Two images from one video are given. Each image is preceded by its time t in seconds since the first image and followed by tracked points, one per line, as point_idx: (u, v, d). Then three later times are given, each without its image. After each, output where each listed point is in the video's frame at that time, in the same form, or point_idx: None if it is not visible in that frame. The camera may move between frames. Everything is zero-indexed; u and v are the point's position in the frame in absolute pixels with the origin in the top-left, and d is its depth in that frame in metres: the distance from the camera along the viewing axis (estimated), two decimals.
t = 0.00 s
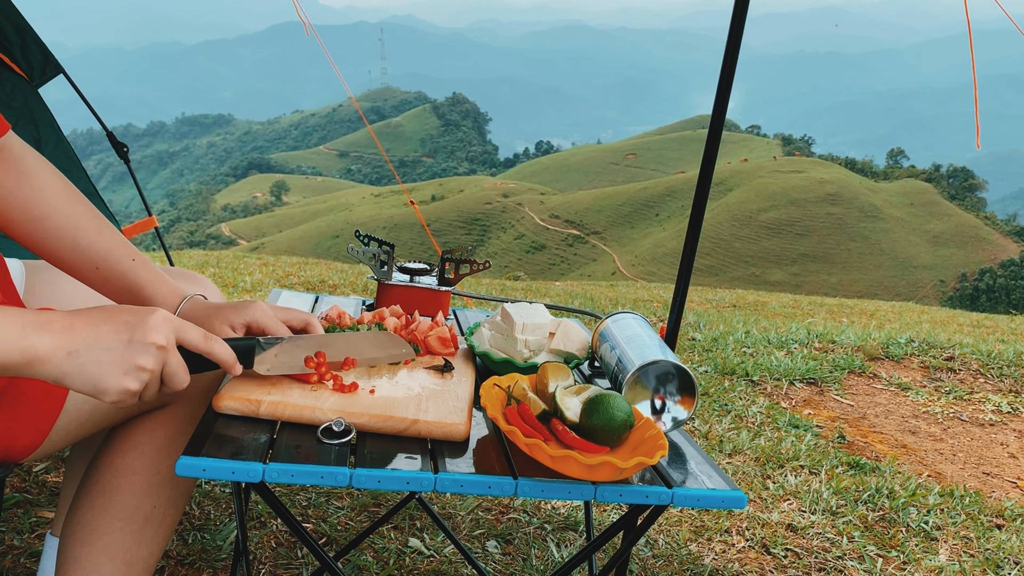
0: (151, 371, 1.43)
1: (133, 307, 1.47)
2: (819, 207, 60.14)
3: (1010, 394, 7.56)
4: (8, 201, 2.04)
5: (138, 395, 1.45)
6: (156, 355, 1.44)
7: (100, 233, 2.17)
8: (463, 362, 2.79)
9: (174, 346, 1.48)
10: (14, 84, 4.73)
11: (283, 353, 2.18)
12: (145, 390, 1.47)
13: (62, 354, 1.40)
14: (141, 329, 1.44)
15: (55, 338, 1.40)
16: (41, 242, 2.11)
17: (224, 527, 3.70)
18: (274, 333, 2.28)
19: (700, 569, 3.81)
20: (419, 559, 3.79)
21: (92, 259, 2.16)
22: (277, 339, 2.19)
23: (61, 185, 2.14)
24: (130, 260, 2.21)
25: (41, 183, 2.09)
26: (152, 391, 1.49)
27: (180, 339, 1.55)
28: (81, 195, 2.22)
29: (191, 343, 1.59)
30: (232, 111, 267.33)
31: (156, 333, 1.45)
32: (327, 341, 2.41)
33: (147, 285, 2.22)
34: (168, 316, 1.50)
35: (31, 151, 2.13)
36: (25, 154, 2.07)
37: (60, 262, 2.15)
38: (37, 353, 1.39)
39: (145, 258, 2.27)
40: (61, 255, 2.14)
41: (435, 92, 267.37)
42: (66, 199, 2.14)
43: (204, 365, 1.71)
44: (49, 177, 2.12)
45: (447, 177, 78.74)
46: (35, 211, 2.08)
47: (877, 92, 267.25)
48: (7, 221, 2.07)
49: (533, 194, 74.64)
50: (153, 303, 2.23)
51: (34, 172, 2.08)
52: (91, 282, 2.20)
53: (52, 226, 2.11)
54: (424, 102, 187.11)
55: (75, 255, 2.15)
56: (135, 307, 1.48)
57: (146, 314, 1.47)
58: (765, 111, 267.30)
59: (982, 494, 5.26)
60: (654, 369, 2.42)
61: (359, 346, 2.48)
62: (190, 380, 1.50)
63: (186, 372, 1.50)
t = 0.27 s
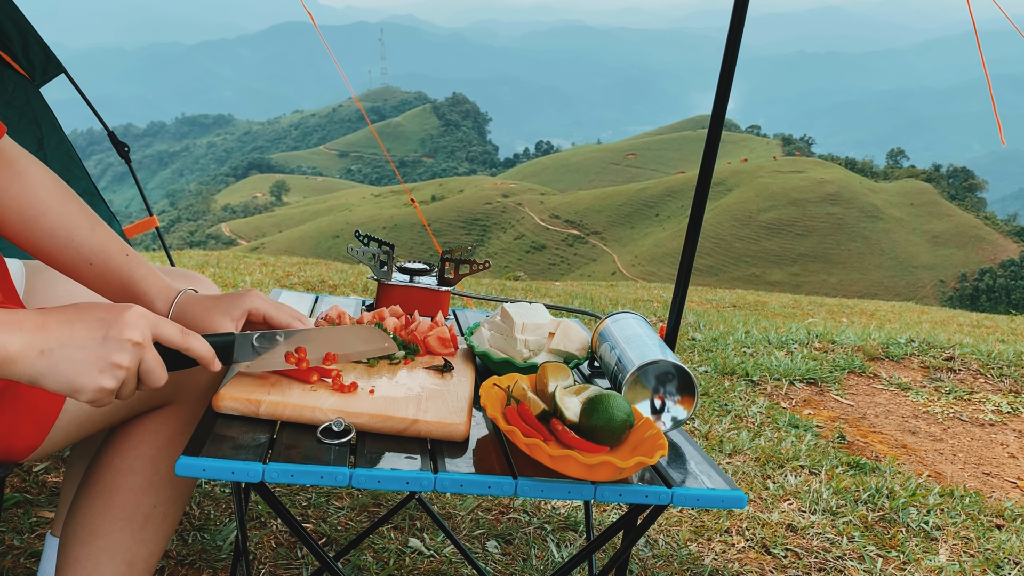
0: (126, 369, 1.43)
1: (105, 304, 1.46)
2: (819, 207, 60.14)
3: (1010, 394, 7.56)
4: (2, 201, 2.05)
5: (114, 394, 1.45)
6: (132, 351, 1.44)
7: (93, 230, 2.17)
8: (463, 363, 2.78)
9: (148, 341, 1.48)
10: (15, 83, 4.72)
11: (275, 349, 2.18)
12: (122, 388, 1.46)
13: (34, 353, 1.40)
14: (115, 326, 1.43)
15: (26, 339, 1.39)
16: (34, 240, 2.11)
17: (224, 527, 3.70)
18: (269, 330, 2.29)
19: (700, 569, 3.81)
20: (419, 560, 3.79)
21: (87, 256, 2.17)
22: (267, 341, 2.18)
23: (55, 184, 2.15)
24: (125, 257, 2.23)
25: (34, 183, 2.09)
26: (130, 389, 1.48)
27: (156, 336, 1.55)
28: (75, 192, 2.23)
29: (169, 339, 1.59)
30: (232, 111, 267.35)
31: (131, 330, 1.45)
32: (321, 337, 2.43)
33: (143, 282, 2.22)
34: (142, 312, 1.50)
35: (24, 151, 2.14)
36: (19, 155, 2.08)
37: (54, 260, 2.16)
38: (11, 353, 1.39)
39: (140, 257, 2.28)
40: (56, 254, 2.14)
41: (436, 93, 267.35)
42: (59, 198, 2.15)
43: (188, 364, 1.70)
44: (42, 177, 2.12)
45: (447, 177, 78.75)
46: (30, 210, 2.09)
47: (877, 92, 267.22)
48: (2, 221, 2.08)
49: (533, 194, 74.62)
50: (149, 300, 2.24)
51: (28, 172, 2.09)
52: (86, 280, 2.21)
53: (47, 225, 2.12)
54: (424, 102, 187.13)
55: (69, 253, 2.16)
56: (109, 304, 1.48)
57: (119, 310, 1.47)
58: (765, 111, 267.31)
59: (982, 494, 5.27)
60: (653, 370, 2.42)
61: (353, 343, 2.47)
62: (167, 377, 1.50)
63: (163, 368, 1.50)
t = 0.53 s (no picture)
0: (110, 362, 1.41)
1: (88, 298, 1.46)
2: (819, 207, 60.10)
3: (1010, 394, 7.55)
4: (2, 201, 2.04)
5: (97, 389, 1.43)
6: (115, 345, 1.43)
7: (92, 230, 2.17)
8: (463, 363, 2.79)
9: (131, 337, 1.47)
10: (17, 82, 4.72)
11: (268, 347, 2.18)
12: (105, 383, 1.45)
13: (15, 347, 1.38)
14: (97, 319, 1.43)
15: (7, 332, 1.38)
16: (35, 244, 2.11)
17: (224, 527, 3.70)
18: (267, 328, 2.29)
19: (700, 569, 3.81)
20: (419, 559, 3.79)
21: (87, 256, 2.16)
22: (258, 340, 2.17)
23: (53, 184, 2.14)
24: (125, 258, 2.23)
25: (32, 184, 2.08)
26: (113, 385, 1.47)
27: (138, 332, 1.53)
28: (74, 193, 2.22)
29: (152, 334, 1.58)
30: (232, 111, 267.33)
31: (114, 321, 1.44)
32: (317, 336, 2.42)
33: (142, 281, 2.22)
34: (124, 307, 1.49)
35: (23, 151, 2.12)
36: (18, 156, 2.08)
37: (55, 263, 2.15)
38: None
39: (139, 257, 2.27)
40: (54, 255, 2.14)
41: (435, 92, 267.33)
42: (58, 198, 2.14)
43: (175, 361, 1.68)
44: (40, 177, 2.12)
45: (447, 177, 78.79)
46: (30, 209, 2.08)
47: (878, 92, 267.21)
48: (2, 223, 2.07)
49: (533, 194, 74.63)
50: (148, 300, 2.24)
51: (27, 173, 2.08)
52: (87, 283, 2.20)
53: (45, 224, 2.10)
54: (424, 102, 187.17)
55: (69, 255, 2.15)
56: (92, 299, 1.47)
57: (100, 305, 1.46)
58: (765, 111, 267.30)
59: (982, 494, 5.27)
60: (654, 370, 2.42)
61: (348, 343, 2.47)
62: (151, 371, 1.49)
63: (146, 365, 1.49)
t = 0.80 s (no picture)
0: (106, 365, 1.41)
1: (84, 302, 1.46)
2: (820, 207, 60.08)
3: (1010, 394, 7.56)
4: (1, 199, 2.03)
5: (95, 390, 1.42)
6: (111, 349, 1.43)
7: (91, 232, 2.17)
8: (463, 363, 2.78)
9: (128, 338, 1.47)
10: (16, 83, 4.71)
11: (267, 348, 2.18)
12: (101, 386, 1.44)
13: (13, 348, 1.38)
14: (95, 322, 1.43)
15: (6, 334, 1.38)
16: (32, 245, 2.10)
17: (224, 526, 3.70)
18: (267, 327, 2.31)
19: (700, 569, 3.81)
20: (419, 560, 3.79)
21: (88, 256, 2.16)
22: (253, 344, 2.16)
23: (52, 186, 2.14)
24: (124, 256, 2.24)
25: (31, 186, 2.08)
26: (108, 389, 1.46)
27: (136, 335, 1.53)
28: (74, 195, 2.22)
29: (147, 339, 1.58)
30: (232, 111, 267.30)
31: (111, 325, 1.44)
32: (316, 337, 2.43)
33: (142, 281, 2.23)
34: (122, 309, 1.49)
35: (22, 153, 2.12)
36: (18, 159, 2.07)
37: (55, 265, 2.15)
38: None
39: (140, 258, 2.28)
40: (53, 257, 2.13)
41: (435, 93, 267.33)
42: (58, 200, 2.13)
43: (169, 366, 1.68)
44: (39, 178, 2.11)
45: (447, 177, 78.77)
46: (29, 212, 2.07)
47: (877, 92, 267.22)
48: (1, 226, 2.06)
49: (533, 194, 74.62)
50: (148, 301, 2.24)
51: (24, 173, 2.07)
52: (86, 282, 2.20)
53: (45, 225, 2.10)
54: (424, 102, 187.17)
55: (68, 256, 2.14)
56: (89, 303, 1.48)
57: (98, 309, 1.46)
58: (765, 111, 267.28)
59: (982, 494, 5.27)
60: (654, 369, 2.42)
61: (347, 344, 2.46)
62: (147, 373, 1.49)
63: (141, 368, 1.49)
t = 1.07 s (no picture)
0: (110, 359, 1.41)
1: (88, 298, 1.46)
2: (820, 207, 60.06)
3: (1010, 394, 7.56)
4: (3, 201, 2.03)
5: (98, 385, 1.43)
6: (117, 343, 1.44)
7: (92, 232, 2.17)
8: (463, 363, 2.78)
9: (133, 334, 1.47)
10: (14, 84, 4.72)
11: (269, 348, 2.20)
12: (104, 383, 1.44)
13: (18, 341, 1.39)
14: (100, 315, 1.43)
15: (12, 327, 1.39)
16: (33, 245, 2.10)
17: (224, 527, 3.70)
18: (268, 327, 2.31)
19: (700, 569, 3.81)
20: (419, 560, 3.79)
21: (89, 258, 2.16)
22: (253, 344, 2.16)
23: (53, 187, 2.14)
24: (125, 257, 2.23)
25: (31, 188, 2.08)
26: (111, 387, 1.46)
27: (138, 333, 1.53)
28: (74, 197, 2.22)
29: (153, 336, 1.59)
30: (232, 111, 267.33)
31: (116, 320, 1.44)
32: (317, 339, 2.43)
33: (143, 283, 2.23)
34: (127, 305, 1.50)
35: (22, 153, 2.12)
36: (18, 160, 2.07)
37: (56, 266, 2.15)
38: None
39: (141, 259, 2.28)
40: (52, 258, 2.13)
41: (436, 93, 267.37)
42: (58, 201, 2.14)
43: (167, 361, 1.69)
44: (39, 178, 2.11)
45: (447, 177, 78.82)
46: (30, 212, 2.07)
47: (877, 92, 267.27)
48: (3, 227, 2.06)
49: (533, 194, 74.63)
50: (149, 301, 2.24)
51: (24, 175, 2.07)
52: (87, 283, 2.20)
53: (45, 226, 2.10)
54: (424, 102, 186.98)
55: (69, 258, 2.15)
56: (93, 298, 1.48)
57: (104, 303, 1.46)
58: (766, 111, 267.30)
59: (982, 494, 5.27)
60: (653, 370, 2.42)
61: (346, 345, 2.45)
62: (151, 370, 1.49)
63: (145, 365, 1.49)
